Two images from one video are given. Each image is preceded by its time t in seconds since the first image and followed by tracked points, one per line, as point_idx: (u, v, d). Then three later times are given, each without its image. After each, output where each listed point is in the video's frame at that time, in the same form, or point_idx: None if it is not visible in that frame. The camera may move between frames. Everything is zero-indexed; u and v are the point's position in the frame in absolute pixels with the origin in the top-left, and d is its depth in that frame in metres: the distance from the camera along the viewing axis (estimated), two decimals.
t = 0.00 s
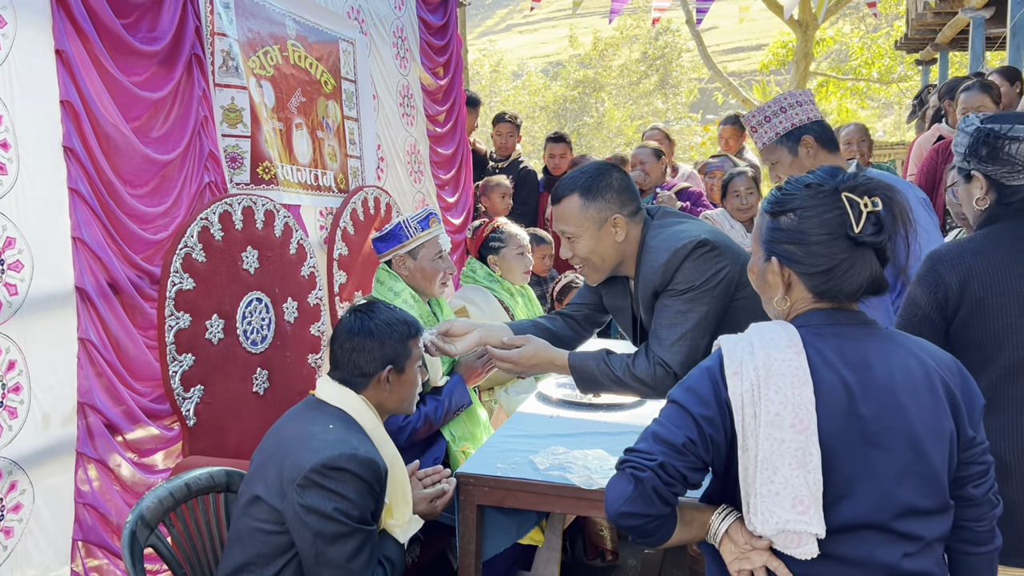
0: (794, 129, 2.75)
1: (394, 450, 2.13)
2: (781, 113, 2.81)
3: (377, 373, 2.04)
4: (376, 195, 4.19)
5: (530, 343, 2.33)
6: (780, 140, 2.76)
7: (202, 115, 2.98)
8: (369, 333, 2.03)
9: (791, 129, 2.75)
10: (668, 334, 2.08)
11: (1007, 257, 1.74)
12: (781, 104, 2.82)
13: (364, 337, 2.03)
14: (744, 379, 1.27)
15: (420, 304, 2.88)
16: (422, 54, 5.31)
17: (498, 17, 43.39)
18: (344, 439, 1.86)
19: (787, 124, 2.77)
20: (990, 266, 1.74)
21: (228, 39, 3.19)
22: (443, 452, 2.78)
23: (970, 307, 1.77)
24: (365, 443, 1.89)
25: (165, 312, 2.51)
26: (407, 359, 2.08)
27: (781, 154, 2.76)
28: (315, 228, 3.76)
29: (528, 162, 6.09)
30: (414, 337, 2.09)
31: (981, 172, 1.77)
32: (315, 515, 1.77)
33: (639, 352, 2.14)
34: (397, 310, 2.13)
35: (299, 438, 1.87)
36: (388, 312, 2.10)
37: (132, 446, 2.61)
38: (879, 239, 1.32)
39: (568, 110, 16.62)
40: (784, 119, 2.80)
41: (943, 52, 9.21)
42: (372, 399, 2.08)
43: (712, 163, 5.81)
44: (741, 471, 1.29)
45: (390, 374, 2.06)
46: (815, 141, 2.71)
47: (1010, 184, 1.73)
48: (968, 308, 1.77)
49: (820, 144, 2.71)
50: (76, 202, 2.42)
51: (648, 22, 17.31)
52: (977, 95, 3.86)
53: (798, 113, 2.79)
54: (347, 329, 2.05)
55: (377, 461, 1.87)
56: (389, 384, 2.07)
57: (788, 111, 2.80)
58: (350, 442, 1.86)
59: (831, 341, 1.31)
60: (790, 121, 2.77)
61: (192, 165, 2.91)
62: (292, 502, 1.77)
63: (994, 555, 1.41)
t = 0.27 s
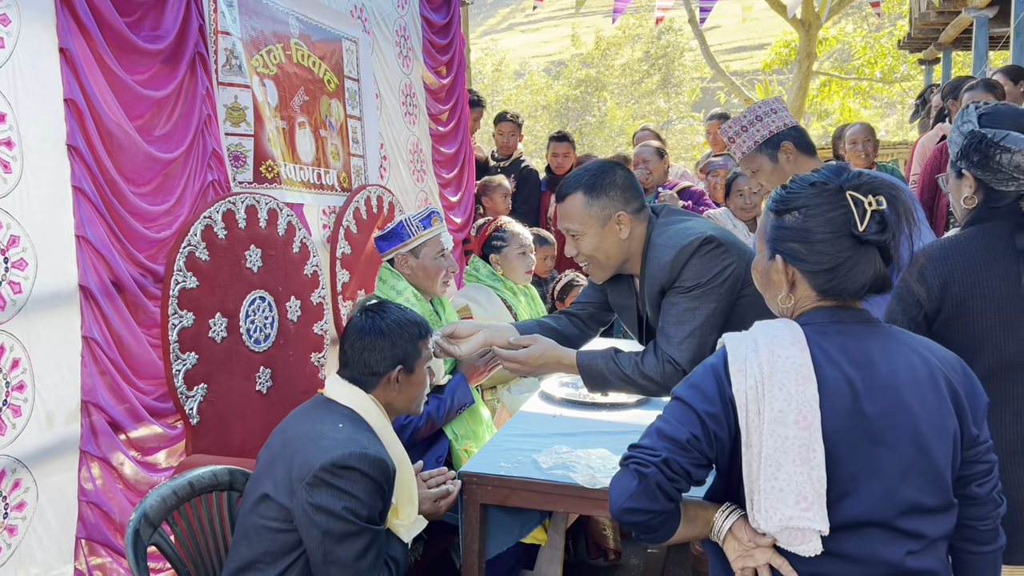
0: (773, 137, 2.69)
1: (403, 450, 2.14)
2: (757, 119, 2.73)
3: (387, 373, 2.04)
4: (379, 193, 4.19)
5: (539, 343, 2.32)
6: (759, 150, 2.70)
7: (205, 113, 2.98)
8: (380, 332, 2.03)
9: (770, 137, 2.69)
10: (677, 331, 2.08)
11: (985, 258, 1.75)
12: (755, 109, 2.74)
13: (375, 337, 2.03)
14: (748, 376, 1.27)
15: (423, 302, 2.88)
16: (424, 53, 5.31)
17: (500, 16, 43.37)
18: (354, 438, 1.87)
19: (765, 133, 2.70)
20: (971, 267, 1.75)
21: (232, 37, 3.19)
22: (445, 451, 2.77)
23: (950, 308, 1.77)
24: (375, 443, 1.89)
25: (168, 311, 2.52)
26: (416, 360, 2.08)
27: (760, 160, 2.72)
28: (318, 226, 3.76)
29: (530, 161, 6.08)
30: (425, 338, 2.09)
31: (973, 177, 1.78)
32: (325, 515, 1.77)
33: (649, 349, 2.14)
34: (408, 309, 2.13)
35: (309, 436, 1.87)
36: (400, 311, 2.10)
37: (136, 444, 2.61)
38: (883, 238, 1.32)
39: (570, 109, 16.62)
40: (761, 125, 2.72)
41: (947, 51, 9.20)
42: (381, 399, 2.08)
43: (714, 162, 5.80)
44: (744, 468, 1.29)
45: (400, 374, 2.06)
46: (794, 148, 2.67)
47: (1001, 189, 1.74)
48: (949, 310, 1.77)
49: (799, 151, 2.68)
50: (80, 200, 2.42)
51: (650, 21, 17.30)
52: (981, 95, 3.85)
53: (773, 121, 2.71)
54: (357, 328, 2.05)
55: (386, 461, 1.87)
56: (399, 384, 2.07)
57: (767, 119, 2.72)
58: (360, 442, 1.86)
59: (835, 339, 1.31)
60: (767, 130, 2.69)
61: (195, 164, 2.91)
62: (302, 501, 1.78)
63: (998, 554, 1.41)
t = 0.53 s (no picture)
0: (763, 140, 2.68)
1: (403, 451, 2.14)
2: (747, 122, 2.73)
3: (387, 372, 2.04)
4: (381, 192, 4.19)
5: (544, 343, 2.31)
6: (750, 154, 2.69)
7: (208, 112, 2.98)
8: (380, 331, 2.03)
9: (761, 141, 2.68)
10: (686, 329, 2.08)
11: (987, 259, 1.73)
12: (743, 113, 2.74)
13: (376, 335, 2.03)
14: (751, 374, 1.27)
15: (424, 302, 2.87)
16: (427, 52, 5.31)
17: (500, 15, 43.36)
18: (354, 437, 1.87)
19: (755, 136, 2.69)
20: (973, 269, 1.74)
21: (235, 36, 3.19)
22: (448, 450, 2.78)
23: (954, 308, 1.76)
24: (376, 442, 1.89)
25: (171, 309, 2.51)
26: (417, 358, 2.08)
27: (751, 164, 2.71)
28: (320, 225, 3.76)
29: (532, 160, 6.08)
30: (425, 337, 2.09)
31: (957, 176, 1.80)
32: (325, 514, 1.77)
33: (656, 348, 2.15)
34: (406, 308, 2.12)
35: (309, 436, 1.87)
36: (399, 309, 2.10)
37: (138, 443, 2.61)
38: (886, 239, 1.31)
39: (572, 108, 16.62)
40: (751, 129, 2.71)
41: (949, 51, 9.19)
42: (382, 397, 2.08)
43: (716, 162, 5.80)
44: (747, 466, 1.29)
45: (400, 372, 2.06)
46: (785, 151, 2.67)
47: (981, 184, 1.74)
48: (953, 309, 1.76)
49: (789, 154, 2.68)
50: (82, 198, 2.41)
51: (652, 21, 17.29)
52: (984, 95, 3.85)
53: (763, 124, 2.71)
54: (358, 327, 2.05)
55: (387, 460, 1.87)
56: (400, 382, 2.07)
57: (756, 122, 2.71)
58: (360, 441, 1.86)
59: (838, 338, 1.31)
60: (757, 133, 2.69)
61: (197, 162, 2.91)
62: (302, 501, 1.78)
63: (1001, 554, 1.40)
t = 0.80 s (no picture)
0: (756, 142, 2.67)
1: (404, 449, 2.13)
2: (740, 125, 2.72)
3: (387, 370, 2.03)
4: (383, 191, 4.19)
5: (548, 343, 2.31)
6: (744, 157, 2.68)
7: (210, 110, 2.97)
8: (381, 329, 2.02)
9: (755, 143, 2.67)
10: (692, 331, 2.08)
11: None
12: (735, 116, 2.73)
13: (375, 334, 2.02)
14: (752, 372, 1.26)
15: (425, 302, 2.87)
16: (428, 51, 5.30)
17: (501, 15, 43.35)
18: (354, 437, 1.86)
19: (748, 138, 2.68)
20: (1015, 268, 1.76)
21: (236, 34, 3.18)
22: (449, 450, 2.78)
23: (998, 307, 1.77)
24: (376, 442, 1.88)
25: (172, 308, 2.51)
26: (417, 357, 2.07)
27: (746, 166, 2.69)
28: (321, 224, 3.75)
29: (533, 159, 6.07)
30: (425, 336, 2.09)
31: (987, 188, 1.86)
32: (326, 513, 1.77)
33: (661, 350, 2.15)
34: (407, 307, 2.12)
35: (309, 435, 1.87)
36: (399, 307, 2.10)
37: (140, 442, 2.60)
38: (887, 237, 1.31)
39: (572, 107, 16.62)
40: (745, 131, 2.70)
41: (950, 51, 9.19)
42: (381, 396, 2.08)
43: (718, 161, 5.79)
44: (748, 463, 1.29)
45: (400, 371, 2.06)
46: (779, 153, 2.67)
47: (1009, 193, 1.79)
48: (996, 308, 1.77)
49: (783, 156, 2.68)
50: (84, 196, 2.41)
51: (653, 20, 17.28)
52: (987, 95, 3.84)
53: (756, 126, 2.70)
54: (357, 326, 2.04)
55: (387, 459, 1.87)
56: (400, 381, 2.07)
57: (749, 125, 2.70)
58: (360, 440, 1.85)
59: (839, 336, 1.30)
60: (750, 135, 2.68)
61: (199, 161, 2.90)
62: (302, 501, 1.77)
63: (1003, 551, 1.40)
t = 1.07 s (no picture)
0: (750, 146, 2.68)
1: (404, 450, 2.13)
2: (732, 129, 2.71)
3: (385, 370, 2.03)
4: (383, 191, 4.19)
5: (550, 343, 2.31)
6: (738, 160, 2.67)
7: (210, 110, 2.97)
8: (380, 329, 2.02)
9: (748, 147, 2.67)
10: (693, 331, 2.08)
11: None
12: (725, 121, 2.72)
13: (374, 333, 2.02)
14: (751, 369, 1.26)
15: (425, 303, 2.87)
16: (429, 51, 5.30)
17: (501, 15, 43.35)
18: (354, 437, 1.86)
19: (742, 142, 2.67)
20: None
21: (237, 33, 3.18)
22: (449, 452, 2.78)
23: None
24: (377, 443, 1.88)
25: (172, 307, 2.51)
26: (416, 356, 2.07)
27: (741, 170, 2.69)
28: (321, 224, 3.75)
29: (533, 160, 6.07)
30: (423, 335, 2.09)
31: None
32: (326, 513, 1.77)
33: (662, 351, 2.15)
34: (406, 306, 2.12)
35: (309, 434, 1.87)
36: (397, 306, 2.09)
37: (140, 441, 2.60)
38: (885, 236, 1.31)
39: (572, 107, 16.62)
40: (737, 136, 2.69)
41: (951, 51, 9.19)
42: (381, 396, 2.08)
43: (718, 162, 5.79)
44: (746, 460, 1.29)
45: (399, 371, 2.06)
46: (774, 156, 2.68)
47: None
48: None
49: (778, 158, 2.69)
50: (85, 195, 2.41)
51: (653, 20, 17.28)
52: (988, 95, 3.84)
53: (747, 130, 2.70)
54: (356, 325, 2.04)
55: (387, 458, 1.87)
56: (399, 380, 2.07)
57: (740, 129, 2.70)
58: (360, 440, 1.85)
59: (839, 334, 1.30)
60: (743, 140, 2.67)
61: (200, 161, 2.90)
62: (302, 501, 1.77)
63: (1002, 549, 1.40)
